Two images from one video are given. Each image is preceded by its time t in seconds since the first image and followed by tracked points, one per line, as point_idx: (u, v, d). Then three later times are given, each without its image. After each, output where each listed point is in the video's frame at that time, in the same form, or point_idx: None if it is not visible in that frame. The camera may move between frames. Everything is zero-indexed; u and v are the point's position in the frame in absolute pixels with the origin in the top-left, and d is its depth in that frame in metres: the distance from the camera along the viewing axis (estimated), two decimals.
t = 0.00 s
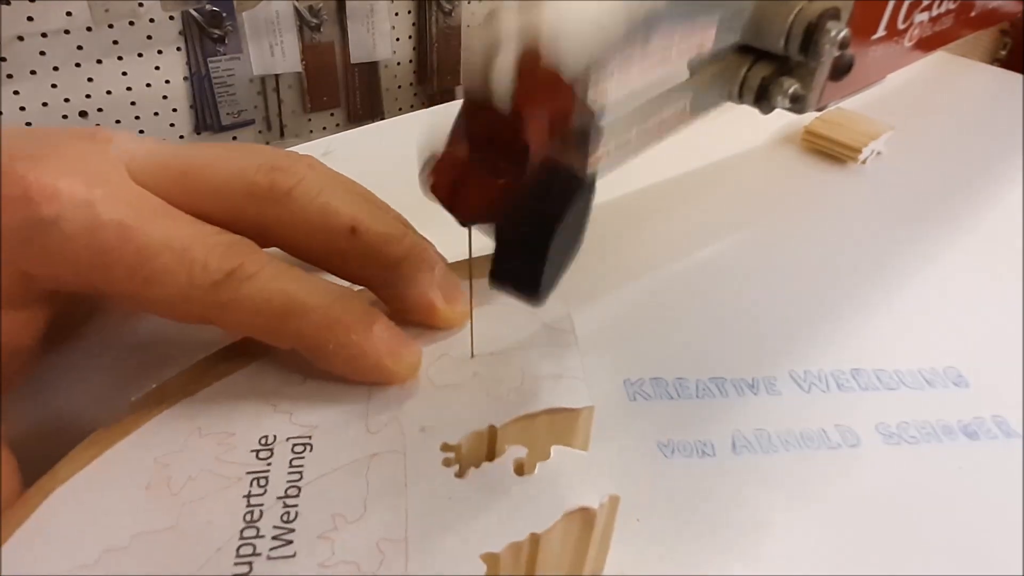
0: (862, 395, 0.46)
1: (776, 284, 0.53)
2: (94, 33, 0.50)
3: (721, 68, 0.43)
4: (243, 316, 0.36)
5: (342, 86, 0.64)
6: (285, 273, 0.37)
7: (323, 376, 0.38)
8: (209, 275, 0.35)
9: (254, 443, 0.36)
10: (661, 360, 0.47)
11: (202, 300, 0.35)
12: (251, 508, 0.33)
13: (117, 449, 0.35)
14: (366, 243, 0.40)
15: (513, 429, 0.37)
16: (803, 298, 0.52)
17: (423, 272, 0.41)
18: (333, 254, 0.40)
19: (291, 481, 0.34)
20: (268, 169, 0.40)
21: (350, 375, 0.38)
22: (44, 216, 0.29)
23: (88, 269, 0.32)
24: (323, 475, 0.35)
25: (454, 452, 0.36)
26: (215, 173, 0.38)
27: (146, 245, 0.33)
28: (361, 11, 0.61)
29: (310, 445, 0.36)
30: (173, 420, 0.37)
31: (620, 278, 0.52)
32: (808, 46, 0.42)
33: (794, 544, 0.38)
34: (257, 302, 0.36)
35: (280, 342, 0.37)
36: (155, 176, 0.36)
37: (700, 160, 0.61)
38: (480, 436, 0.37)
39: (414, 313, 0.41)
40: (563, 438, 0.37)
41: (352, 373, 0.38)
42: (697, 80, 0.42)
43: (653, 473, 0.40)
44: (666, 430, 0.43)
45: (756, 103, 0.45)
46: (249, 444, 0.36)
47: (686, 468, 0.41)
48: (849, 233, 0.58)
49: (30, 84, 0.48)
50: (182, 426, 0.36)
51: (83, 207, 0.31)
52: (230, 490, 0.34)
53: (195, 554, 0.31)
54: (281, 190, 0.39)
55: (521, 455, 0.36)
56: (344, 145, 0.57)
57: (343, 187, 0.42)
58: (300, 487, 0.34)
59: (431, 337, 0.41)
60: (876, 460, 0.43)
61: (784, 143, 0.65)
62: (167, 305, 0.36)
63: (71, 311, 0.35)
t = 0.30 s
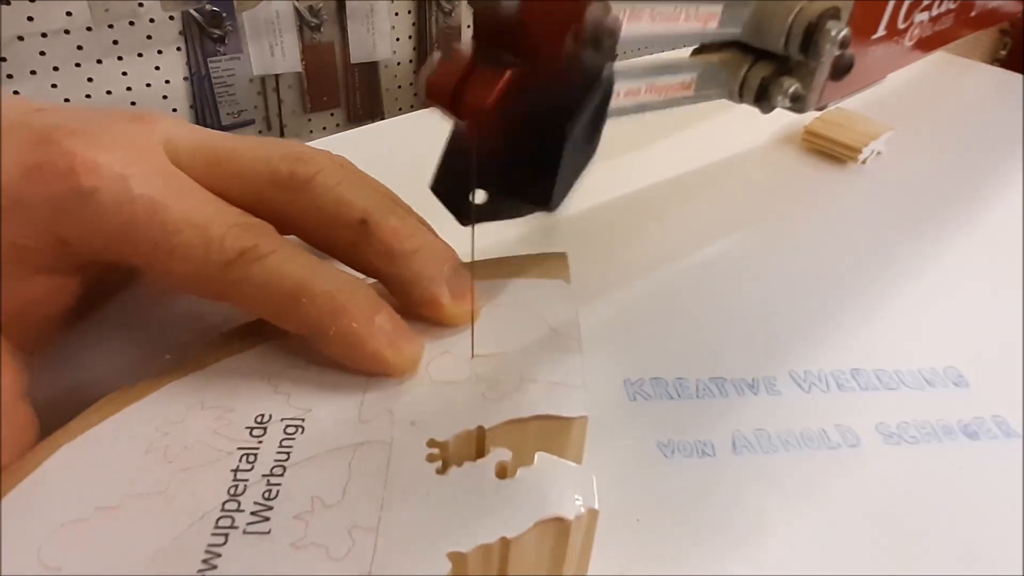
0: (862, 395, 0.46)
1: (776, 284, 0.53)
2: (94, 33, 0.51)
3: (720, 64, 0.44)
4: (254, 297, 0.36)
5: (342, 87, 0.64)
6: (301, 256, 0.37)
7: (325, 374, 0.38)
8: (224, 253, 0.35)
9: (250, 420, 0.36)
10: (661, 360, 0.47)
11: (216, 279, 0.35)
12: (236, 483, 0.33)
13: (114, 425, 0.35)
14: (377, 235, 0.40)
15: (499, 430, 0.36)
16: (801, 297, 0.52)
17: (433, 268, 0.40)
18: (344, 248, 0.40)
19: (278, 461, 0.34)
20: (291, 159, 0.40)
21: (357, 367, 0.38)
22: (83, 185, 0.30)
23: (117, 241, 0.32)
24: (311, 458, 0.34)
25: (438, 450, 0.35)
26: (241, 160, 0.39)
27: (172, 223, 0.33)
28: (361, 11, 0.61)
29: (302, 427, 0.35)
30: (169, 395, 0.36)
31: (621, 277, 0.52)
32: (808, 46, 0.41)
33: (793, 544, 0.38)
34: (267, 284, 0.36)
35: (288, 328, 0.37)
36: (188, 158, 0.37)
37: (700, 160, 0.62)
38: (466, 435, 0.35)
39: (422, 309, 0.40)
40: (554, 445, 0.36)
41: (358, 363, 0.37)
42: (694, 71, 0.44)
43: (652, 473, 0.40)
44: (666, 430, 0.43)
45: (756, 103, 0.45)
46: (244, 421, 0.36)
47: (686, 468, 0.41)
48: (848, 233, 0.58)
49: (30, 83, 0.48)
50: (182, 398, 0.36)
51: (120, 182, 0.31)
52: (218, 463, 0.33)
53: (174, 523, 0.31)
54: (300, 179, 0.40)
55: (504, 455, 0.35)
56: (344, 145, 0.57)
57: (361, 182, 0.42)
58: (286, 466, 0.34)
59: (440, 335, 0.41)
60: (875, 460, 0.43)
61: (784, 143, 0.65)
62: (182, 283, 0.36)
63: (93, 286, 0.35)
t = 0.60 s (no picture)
0: (862, 395, 0.46)
1: (776, 284, 0.53)
2: (94, 34, 0.51)
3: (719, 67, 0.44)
4: (263, 283, 0.37)
5: (342, 87, 0.64)
6: (312, 246, 0.38)
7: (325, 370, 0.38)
8: (236, 239, 0.36)
9: (249, 404, 0.36)
10: (661, 360, 0.47)
11: (227, 263, 0.36)
12: (228, 465, 0.33)
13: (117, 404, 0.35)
14: (385, 230, 0.40)
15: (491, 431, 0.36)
16: (801, 296, 0.52)
17: (439, 263, 0.40)
18: (353, 243, 0.41)
19: (271, 447, 0.34)
20: (306, 154, 0.42)
21: (363, 359, 0.38)
22: (111, 168, 0.31)
23: (135, 221, 0.33)
24: (303, 446, 0.34)
25: (427, 447, 0.35)
26: (259, 153, 0.40)
27: (188, 205, 0.34)
28: (361, 11, 0.62)
29: (298, 415, 0.36)
30: (170, 381, 0.37)
31: (620, 277, 0.52)
32: (808, 46, 0.42)
33: (791, 543, 0.38)
34: (276, 271, 0.36)
35: (296, 316, 0.38)
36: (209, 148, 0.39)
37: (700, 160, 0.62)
38: (457, 433, 0.35)
39: (427, 304, 0.40)
40: (549, 448, 0.35)
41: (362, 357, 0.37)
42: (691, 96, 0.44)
43: (651, 473, 0.40)
44: (666, 430, 0.43)
45: (756, 103, 0.45)
46: (245, 405, 0.36)
47: (686, 468, 0.41)
48: (848, 233, 0.58)
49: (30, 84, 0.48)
50: (185, 379, 0.37)
51: (142, 164, 0.33)
52: (216, 444, 0.34)
53: (166, 499, 0.31)
54: (314, 174, 0.41)
55: (492, 457, 0.34)
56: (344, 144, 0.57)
57: (375, 181, 0.43)
58: (278, 452, 0.34)
59: (441, 332, 0.41)
60: (875, 459, 0.43)
61: (784, 143, 0.65)
62: (197, 265, 0.37)
63: (116, 271, 0.36)
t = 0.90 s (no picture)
0: (862, 395, 0.46)
1: (776, 284, 0.53)
2: (94, 34, 0.50)
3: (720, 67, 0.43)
4: (260, 282, 0.37)
5: (342, 87, 0.65)
6: (308, 245, 0.38)
7: (324, 370, 0.38)
8: (233, 239, 0.36)
9: (250, 410, 0.36)
10: (661, 360, 0.47)
11: (223, 262, 0.36)
12: (232, 471, 0.33)
13: (116, 409, 0.35)
14: (383, 229, 0.40)
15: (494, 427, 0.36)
16: (801, 297, 0.52)
17: (435, 263, 0.40)
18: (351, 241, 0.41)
19: (274, 451, 0.34)
20: (305, 151, 0.42)
21: (361, 359, 0.38)
22: (102, 164, 0.31)
23: (130, 220, 0.33)
24: (305, 450, 0.34)
25: (431, 446, 0.35)
26: (258, 148, 0.41)
27: (183, 204, 0.34)
28: (361, 11, 0.62)
29: (299, 418, 0.36)
30: (170, 386, 0.36)
31: (620, 277, 0.52)
32: (808, 46, 0.42)
33: (792, 544, 0.38)
34: (272, 270, 0.36)
35: (293, 315, 0.38)
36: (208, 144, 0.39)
37: (699, 160, 0.62)
38: (460, 431, 0.35)
39: (425, 303, 0.40)
40: (549, 445, 0.36)
41: (361, 356, 0.38)
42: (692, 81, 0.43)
43: (651, 472, 0.40)
44: (666, 430, 0.43)
45: (756, 103, 0.45)
46: (245, 410, 0.36)
47: (686, 468, 0.41)
48: (848, 233, 0.58)
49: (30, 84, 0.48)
50: (184, 384, 0.37)
51: (137, 162, 0.33)
52: (215, 451, 0.33)
53: (168, 506, 0.31)
54: (312, 171, 0.41)
55: (497, 454, 0.34)
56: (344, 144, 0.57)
57: (373, 178, 0.43)
58: (281, 457, 0.34)
59: (438, 331, 0.41)
60: (875, 460, 0.43)
61: (784, 143, 0.65)
62: (194, 264, 0.37)
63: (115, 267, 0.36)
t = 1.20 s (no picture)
0: (862, 395, 0.46)
1: (776, 284, 0.53)
2: (94, 34, 0.50)
3: (719, 64, 0.44)
4: (259, 285, 0.37)
5: (342, 87, 0.65)
6: (307, 247, 0.38)
7: (325, 371, 0.38)
8: (232, 242, 0.36)
9: (254, 415, 0.36)
10: (661, 359, 0.47)
11: (222, 265, 0.36)
12: (238, 476, 0.33)
13: (118, 412, 0.35)
14: (382, 229, 0.40)
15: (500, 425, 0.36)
16: (801, 297, 0.52)
17: (435, 264, 0.40)
18: (351, 242, 0.41)
19: (280, 455, 0.34)
20: (303, 152, 0.42)
21: (360, 360, 0.38)
22: (99, 171, 0.31)
23: (129, 224, 0.33)
24: (310, 453, 0.34)
25: (439, 445, 0.35)
26: (255, 150, 0.40)
27: (181, 208, 0.34)
28: (361, 11, 0.62)
29: (304, 422, 0.36)
30: (173, 393, 0.36)
31: (620, 276, 0.52)
32: (808, 46, 0.41)
33: (793, 545, 0.38)
34: (271, 273, 0.36)
35: (292, 318, 0.38)
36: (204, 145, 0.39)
37: (699, 160, 0.62)
38: (466, 429, 0.36)
39: (425, 304, 0.40)
40: (553, 442, 0.36)
41: (361, 358, 0.38)
42: (694, 70, 0.43)
43: (651, 472, 0.40)
44: (666, 430, 0.43)
45: (756, 103, 0.45)
46: (248, 415, 0.36)
47: (686, 468, 0.41)
48: (847, 233, 0.58)
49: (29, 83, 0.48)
50: (188, 389, 0.37)
51: (133, 165, 0.33)
52: (219, 457, 0.33)
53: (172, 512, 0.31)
54: (311, 172, 0.41)
55: (504, 451, 0.34)
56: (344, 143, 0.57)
57: (371, 179, 0.43)
58: (288, 460, 0.34)
59: (440, 332, 0.41)
60: (875, 460, 0.43)
61: (784, 142, 0.65)
62: (193, 268, 0.37)
63: (113, 274, 0.36)
